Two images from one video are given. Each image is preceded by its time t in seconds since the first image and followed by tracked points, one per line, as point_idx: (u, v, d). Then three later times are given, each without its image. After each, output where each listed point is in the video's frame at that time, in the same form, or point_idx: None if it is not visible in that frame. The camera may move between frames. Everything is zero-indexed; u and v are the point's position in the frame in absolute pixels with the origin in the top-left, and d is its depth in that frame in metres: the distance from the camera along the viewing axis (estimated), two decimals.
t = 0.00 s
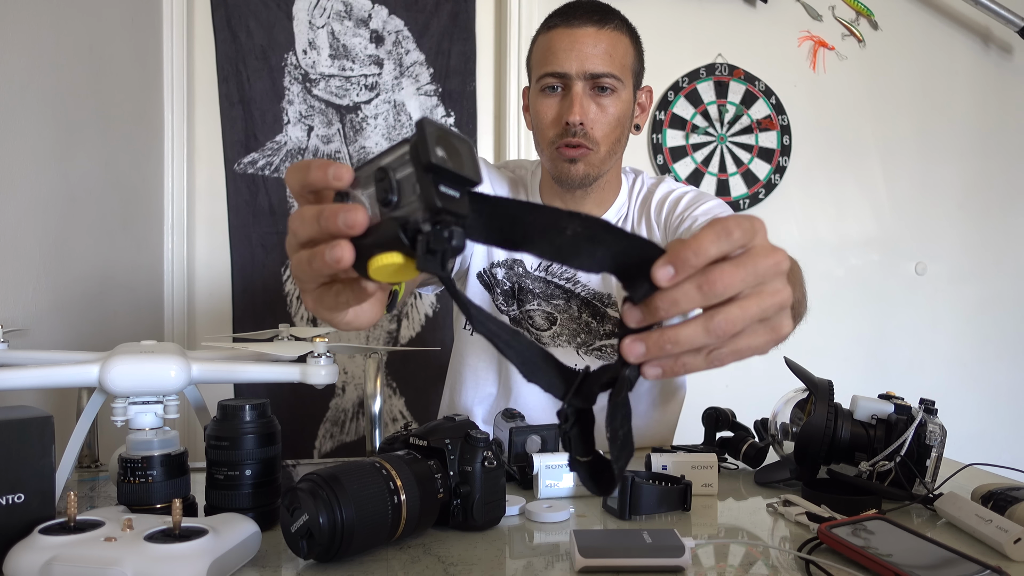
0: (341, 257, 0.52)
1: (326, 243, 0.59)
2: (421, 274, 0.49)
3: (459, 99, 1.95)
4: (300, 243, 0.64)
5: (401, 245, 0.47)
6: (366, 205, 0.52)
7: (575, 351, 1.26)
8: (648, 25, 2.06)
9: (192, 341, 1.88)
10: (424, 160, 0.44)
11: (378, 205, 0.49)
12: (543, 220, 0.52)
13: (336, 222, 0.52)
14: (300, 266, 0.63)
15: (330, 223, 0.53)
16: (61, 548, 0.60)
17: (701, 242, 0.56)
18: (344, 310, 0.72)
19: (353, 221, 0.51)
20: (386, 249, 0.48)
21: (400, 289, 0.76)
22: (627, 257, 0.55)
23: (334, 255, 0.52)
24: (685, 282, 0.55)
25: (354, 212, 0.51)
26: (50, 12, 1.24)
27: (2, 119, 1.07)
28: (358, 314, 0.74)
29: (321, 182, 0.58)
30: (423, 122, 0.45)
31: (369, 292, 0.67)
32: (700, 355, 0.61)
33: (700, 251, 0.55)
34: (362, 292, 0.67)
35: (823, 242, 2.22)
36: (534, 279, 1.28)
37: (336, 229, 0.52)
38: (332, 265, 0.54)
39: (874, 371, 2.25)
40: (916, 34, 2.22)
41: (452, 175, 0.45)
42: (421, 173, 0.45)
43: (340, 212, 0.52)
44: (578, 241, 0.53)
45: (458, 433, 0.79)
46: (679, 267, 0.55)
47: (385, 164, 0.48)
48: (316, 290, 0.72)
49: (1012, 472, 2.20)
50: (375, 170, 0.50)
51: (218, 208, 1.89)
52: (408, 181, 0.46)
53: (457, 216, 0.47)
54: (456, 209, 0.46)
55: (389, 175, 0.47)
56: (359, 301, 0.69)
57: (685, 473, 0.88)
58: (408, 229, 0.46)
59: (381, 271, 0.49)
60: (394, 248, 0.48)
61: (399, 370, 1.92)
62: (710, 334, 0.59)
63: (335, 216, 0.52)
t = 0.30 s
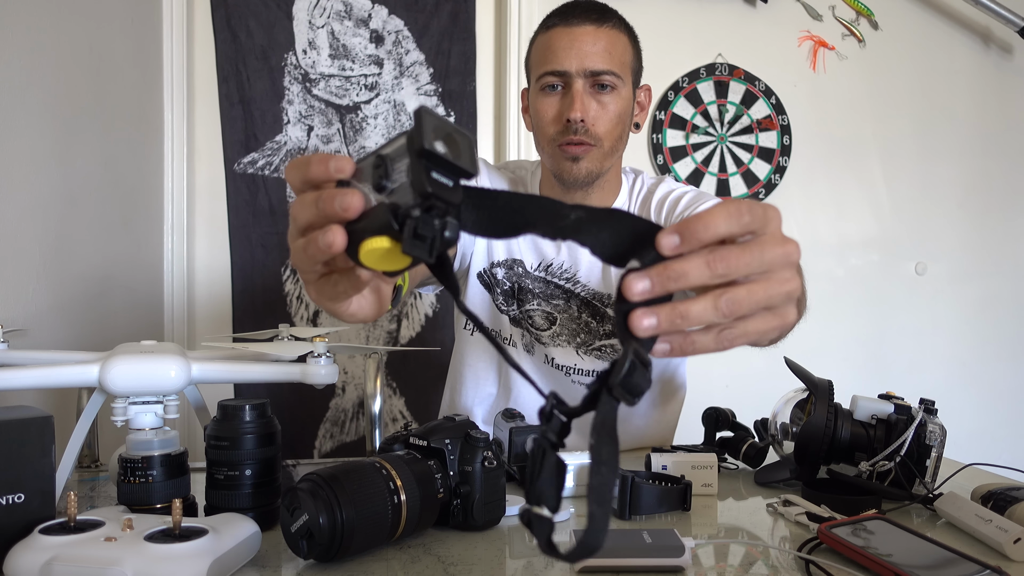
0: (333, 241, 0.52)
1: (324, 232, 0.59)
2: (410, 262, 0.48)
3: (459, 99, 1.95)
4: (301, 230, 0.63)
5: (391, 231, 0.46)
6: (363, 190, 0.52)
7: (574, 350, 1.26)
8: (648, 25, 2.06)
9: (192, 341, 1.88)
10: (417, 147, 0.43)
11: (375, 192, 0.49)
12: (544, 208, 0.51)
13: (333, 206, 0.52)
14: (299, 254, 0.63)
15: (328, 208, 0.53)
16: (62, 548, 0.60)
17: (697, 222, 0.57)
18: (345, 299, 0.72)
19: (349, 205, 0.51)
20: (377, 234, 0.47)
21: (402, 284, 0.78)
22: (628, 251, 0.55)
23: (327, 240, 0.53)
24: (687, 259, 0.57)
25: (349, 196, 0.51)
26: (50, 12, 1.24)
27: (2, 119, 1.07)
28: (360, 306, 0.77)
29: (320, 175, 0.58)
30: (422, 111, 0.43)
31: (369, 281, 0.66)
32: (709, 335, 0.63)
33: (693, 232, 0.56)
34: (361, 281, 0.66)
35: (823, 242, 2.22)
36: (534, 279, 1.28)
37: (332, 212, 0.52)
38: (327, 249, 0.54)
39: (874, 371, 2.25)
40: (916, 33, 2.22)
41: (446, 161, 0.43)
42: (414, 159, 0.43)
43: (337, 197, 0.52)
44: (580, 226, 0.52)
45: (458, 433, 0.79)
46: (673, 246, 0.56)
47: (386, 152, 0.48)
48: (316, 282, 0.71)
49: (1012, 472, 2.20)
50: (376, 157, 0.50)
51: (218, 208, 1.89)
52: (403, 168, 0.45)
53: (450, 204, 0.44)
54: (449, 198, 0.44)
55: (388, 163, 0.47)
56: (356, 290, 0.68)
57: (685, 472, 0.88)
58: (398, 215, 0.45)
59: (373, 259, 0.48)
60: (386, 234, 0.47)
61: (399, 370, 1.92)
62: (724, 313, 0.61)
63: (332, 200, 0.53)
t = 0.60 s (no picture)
0: (311, 250, 0.53)
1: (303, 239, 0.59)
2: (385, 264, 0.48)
3: (459, 99, 1.95)
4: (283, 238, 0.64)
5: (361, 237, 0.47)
6: (329, 195, 0.52)
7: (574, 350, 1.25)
8: (648, 25, 2.06)
9: (192, 341, 1.88)
10: (371, 151, 0.42)
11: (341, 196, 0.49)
12: (527, 197, 0.54)
13: (303, 214, 0.53)
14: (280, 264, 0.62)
15: (298, 217, 0.54)
16: (61, 548, 0.60)
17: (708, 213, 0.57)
18: (335, 299, 0.71)
19: (317, 213, 0.52)
20: (348, 241, 0.48)
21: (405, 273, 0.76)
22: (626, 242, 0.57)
23: (304, 249, 0.53)
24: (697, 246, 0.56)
25: (317, 204, 0.52)
26: (50, 10, 1.24)
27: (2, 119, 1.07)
28: (355, 301, 0.74)
29: (290, 181, 0.58)
30: (372, 113, 0.43)
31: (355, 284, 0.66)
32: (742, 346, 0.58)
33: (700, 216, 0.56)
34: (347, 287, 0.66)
35: (823, 242, 2.22)
36: (534, 279, 1.30)
37: (304, 222, 0.53)
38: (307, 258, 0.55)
39: (874, 371, 2.25)
40: (916, 33, 2.22)
41: (405, 161, 0.43)
42: (371, 163, 0.43)
43: (306, 206, 0.53)
44: (566, 218, 0.55)
45: (458, 433, 0.79)
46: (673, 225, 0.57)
47: (345, 155, 0.48)
48: (305, 282, 0.72)
49: (1013, 472, 2.20)
50: (336, 161, 0.49)
51: (218, 208, 1.89)
52: (362, 173, 0.45)
53: (415, 203, 0.44)
54: (411, 197, 0.44)
55: (348, 165, 0.47)
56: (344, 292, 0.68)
57: (685, 472, 0.88)
58: (365, 220, 0.46)
59: (353, 263, 0.50)
60: (355, 241, 0.48)
61: (399, 370, 1.92)
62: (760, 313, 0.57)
63: (302, 208, 0.53)
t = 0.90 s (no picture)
0: (309, 248, 0.54)
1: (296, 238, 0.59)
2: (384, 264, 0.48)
3: (459, 99, 1.95)
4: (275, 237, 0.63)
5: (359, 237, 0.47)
6: (326, 194, 0.52)
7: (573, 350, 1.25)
8: (648, 25, 2.06)
9: (192, 341, 1.88)
10: (367, 154, 0.42)
11: (338, 197, 0.49)
12: (524, 191, 0.51)
13: (301, 214, 0.53)
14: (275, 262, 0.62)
15: (295, 216, 0.54)
16: (61, 548, 0.60)
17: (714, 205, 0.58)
18: (326, 298, 0.72)
19: (315, 212, 0.52)
20: (345, 240, 0.49)
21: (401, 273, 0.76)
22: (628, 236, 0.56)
23: (303, 247, 0.54)
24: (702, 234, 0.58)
25: (315, 202, 0.51)
26: (50, 11, 1.24)
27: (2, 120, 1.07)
28: (346, 298, 0.74)
29: (285, 179, 0.57)
30: (365, 114, 0.43)
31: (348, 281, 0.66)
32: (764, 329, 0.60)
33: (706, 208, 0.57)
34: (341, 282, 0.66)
35: (823, 241, 2.22)
36: (532, 279, 1.29)
37: (301, 220, 0.53)
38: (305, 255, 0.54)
39: (874, 370, 2.25)
40: (916, 33, 2.22)
41: (402, 162, 0.43)
42: (367, 166, 0.43)
43: (301, 206, 0.53)
44: (562, 213, 0.52)
45: (458, 433, 0.79)
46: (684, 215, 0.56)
47: (340, 155, 0.48)
48: (297, 279, 0.72)
49: (1013, 472, 2.20)
50: (331, 161, 0.49)
51: (218, 208, 1.89)
52: (358, 174, 0.45)
53: (412, 203, 0.44)
54: (408, 198, 0.44)
55: (342, 167, 0.47)
56: (337, 291, 0.69)
57: (685, 472, 0.88)
58: (362, 221, 0.46)
59: (350, 263, 0.50)
60: (353, 241, 0.48)
61: (399, 370, 1.92)
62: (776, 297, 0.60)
63: (298, 206, 0.53)
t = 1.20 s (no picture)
0: (316, 231, 0.53)
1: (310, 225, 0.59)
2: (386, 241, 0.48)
3: (459, 99, 1.95)
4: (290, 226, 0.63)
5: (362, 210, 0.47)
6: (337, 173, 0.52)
7: (569, 350, 1.24)
8: (648, 25, 2.06)
9: (192, 341, 1.88)
10: (370, 123, 0.42)
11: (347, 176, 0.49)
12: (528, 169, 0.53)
13: (311, 193, 0.53)
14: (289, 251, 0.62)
15: (305, 195, 0.54)
16: (60, 548, 0.60)
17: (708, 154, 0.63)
18: (346, 287, 0.71)
19: (324, 191, 0.52)
20: (350, 217, 0.48)
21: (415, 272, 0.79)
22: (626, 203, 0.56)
23: (309, 229, 0.53)
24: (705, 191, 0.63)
25: (324, 182, 0.51)
26: (50, 9, 1.24)
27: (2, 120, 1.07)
28: (366, 293, 0.75)
29: (301, 168, 0.57)
30: (372, 87, 0.43)
31: (360, 271, 0.65)
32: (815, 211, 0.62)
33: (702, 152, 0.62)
34: (354, 271, 0.65)
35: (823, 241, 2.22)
36: (530, 279, 1.30)
37: (311, 200, 0.53)
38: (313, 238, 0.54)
39: (874, 370, 2.25)
40: (915, 33, 2.23)
41: (407, 133, 0.43)
42: (372, 134, 0.43)
43: (312, 185, 0.53)
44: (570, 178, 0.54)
45: (458, 433, 0.79)
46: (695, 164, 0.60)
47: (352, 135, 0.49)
48: (315, 270, 0.71)
49: (1013, 472, 2.20)
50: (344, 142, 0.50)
51: (218, 208, 1.89)
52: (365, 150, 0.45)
53: (415, 176, 0.44)
54: (411, 170, 0.43)
55: (353, 146, 0.48)
56: (352, 281, 0.68)
57: (685, 473, 0.88)
58: (366, 194, 0.46)
59: (354, 241, 0.49)
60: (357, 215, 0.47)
61: (399, 370, 1.92)
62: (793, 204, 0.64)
63: (310, 187, 0.53)
